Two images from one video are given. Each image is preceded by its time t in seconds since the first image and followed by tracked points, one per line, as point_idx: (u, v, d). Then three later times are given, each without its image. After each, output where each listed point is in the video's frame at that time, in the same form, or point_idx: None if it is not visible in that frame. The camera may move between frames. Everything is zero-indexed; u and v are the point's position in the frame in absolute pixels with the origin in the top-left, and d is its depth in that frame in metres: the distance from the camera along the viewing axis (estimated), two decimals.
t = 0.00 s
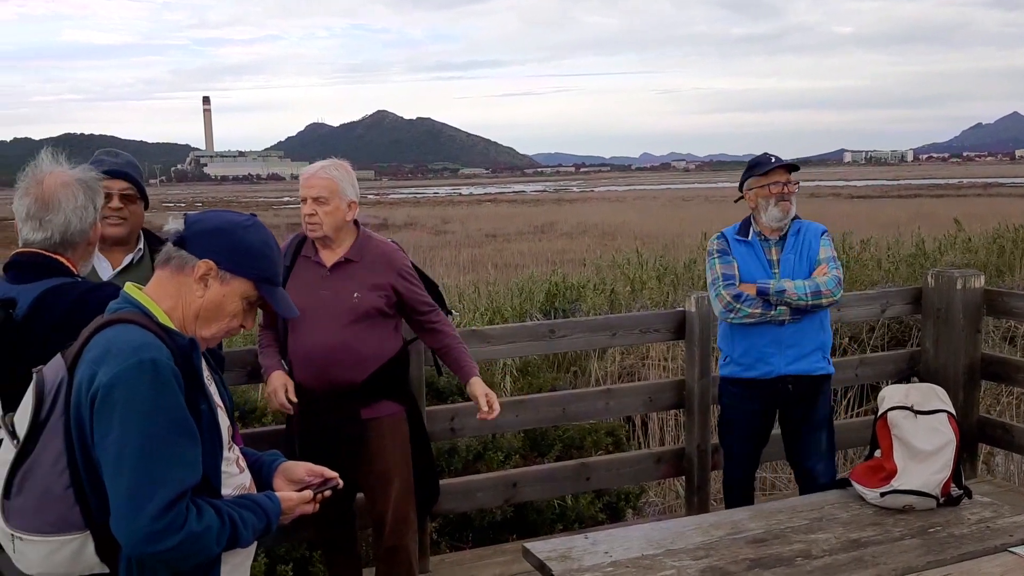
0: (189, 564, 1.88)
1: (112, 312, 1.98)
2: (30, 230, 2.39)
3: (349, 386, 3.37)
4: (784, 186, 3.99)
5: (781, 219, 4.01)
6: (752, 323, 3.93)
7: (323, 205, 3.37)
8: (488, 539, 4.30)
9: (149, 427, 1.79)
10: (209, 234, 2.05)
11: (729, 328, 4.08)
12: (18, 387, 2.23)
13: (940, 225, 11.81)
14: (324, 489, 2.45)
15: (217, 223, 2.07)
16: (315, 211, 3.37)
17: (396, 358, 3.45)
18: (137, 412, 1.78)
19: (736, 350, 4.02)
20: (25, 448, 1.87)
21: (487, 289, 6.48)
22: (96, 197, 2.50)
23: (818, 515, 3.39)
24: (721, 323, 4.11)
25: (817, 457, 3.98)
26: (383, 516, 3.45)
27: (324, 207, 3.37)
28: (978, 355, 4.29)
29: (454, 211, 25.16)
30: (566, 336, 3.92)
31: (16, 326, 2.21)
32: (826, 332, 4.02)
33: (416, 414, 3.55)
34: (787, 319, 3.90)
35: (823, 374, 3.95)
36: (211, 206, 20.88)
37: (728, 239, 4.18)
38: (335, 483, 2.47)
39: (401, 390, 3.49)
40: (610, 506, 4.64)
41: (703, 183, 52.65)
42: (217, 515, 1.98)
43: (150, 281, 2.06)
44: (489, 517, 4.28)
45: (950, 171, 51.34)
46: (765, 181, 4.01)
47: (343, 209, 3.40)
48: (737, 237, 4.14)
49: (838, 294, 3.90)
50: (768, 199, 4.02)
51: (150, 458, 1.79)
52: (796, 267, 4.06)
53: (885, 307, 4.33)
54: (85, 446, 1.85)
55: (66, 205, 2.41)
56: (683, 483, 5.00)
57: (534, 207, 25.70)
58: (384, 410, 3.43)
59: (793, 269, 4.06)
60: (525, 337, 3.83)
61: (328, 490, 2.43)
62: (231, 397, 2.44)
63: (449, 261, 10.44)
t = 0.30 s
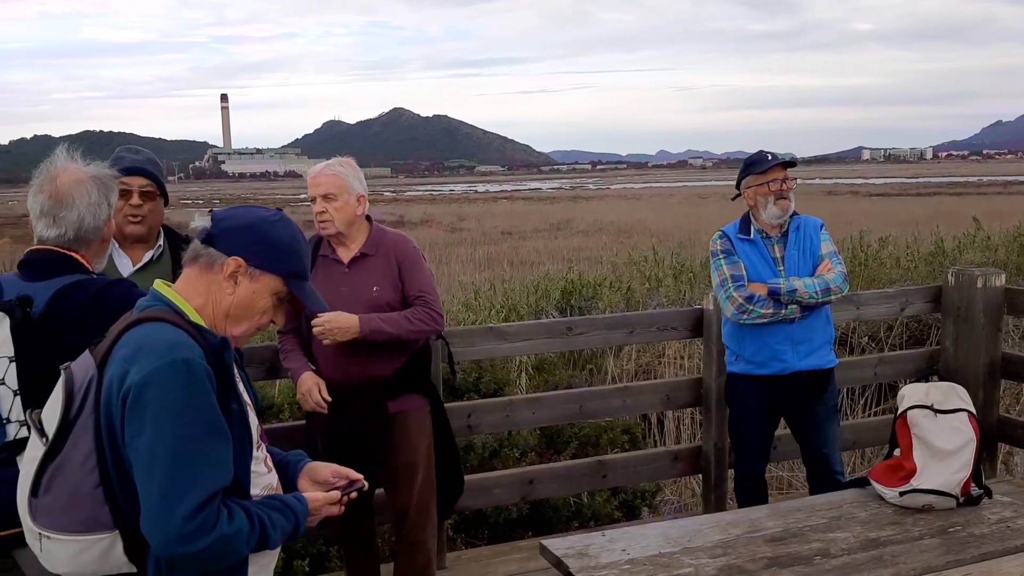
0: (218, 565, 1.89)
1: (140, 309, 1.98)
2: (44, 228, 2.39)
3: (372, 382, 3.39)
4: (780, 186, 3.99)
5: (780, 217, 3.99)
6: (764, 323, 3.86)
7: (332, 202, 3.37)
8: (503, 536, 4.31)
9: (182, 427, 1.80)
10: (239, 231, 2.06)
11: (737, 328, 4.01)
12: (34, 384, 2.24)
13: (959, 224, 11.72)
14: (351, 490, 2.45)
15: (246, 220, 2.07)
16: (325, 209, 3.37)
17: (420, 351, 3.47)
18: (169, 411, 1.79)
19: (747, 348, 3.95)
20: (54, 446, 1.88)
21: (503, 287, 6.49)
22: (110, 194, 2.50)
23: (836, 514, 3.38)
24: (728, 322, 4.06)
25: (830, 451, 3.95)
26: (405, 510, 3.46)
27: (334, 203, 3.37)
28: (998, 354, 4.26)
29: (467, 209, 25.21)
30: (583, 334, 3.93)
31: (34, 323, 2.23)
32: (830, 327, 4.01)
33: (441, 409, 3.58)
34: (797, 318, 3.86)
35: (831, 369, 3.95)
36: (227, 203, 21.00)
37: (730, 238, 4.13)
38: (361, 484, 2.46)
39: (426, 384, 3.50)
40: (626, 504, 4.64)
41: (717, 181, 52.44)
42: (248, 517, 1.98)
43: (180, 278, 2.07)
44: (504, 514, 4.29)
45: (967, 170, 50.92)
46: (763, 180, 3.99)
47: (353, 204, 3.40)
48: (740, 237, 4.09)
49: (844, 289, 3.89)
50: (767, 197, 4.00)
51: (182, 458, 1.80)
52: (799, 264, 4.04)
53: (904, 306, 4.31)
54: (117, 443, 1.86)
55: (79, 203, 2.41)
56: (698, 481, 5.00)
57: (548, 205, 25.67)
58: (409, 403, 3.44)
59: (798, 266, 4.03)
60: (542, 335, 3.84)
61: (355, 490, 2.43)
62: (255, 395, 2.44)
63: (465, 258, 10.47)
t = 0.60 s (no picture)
0: None
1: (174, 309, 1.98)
2: (53, 226, 2.40)
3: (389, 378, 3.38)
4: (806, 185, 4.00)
5: (805, 213, 4.02)
6: (785, 317, 3.90)
7: (342, 198, 3.38)
8: (517, 533, 4.33)
9: (208, 430, 1.78)
10: (263, 227, 2.04)
11: (757, 323, 4.02)
12: (46, 383, 2.26)
13: (976, 223, 11.64)
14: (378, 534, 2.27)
15: (268, 216, 2.06)
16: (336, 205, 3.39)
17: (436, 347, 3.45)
18: (197, 413, 1.77)
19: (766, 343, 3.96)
20: (85, 444, 1.87)
21: (517, 284, 6.50)
22: (119, 191, 2.50)
23: (852, 514, 3.37)
24: (748, 317, 4.09)
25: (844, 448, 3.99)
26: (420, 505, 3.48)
27: (344, 199, 3.38)
28: (1016, 354, 4.24)
29: (480, 206, 25.26)
30: (598, 332, 3.93)
31: (47, 322, 2.26)
32: (850, 323, 4.03)
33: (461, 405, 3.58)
34: (819, 313, 3.90)
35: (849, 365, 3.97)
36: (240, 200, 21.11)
37: (752, 234, 4.18)
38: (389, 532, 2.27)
39: (444, 381, 3.49)
40: (640, 502, 4.65)
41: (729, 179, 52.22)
42: (261, 534, 1.93)
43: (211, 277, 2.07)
44: (518, 512, 4.31)
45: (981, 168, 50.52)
46: (788, 176, 3.99)
47: (363, 200, 3.41)
48: (762, 232, 4.14)
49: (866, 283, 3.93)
50: (791, 193, 4.01)
51: (203, 462, 1.78)
52: (821, 259, 4.06)
53: (921, 305, 4.30)
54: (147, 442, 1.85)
55: (86, 200, 2.41)
56: (713, 480, 5.00)
57: (560, 203, 25.65)
58: (427, 400, 3.45)
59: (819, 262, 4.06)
60: (557, 333, 3.84)
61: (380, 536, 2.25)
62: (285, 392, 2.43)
63: (479, 255, 10.52)
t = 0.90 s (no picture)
0: None
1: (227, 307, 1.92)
2: (74, 225, 2.43)
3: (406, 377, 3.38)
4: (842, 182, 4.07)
5: (842, 210, 4.09)
6: (821, 310, 3.97)
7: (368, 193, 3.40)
8: (534, 530, 4.34)
9: (249, 430, 1.70)
10: (302, 225, 2.00)
11: (792, 316, 4.09)
12: (64, 383, 2.28)
13: (997, 220, 11.54)
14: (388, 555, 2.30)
15: (308, 212, 2.02)
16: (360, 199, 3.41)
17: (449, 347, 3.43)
18: (242, 411, 1.70)
19: (802, 336, 4.03)
20: (129, 437, 1.80)
21: (534, 282, 6.52)
22: (140, 190, 2.52)
23: (871, 513, 3.36)
24: (783, 310, 4.14)
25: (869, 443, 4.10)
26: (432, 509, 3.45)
27: (369, 193, 3.40)
28: None
29: (495, 203, 25.30)
30: (615, 330, 3.94)
31: (65, 321, 2.29)
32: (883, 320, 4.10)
33: (480, 407, 3.46)
34: (854, 307, 3.97)
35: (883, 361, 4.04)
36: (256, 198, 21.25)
37: (788, 227, 4.22)
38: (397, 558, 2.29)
39: (457, 383, 3.42)
40: (657, 501, 4.66)
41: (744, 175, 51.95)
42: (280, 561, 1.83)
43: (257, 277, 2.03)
44: (536, 510, 4.32)
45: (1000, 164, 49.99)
46: (826, 172, 4.07)
47: (388, 196, 3.42)
48: (799, 227, 4.20)
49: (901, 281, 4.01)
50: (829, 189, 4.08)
51: (239, 463, 1.70)
52: (856, 255, 4.15)
53: (941, 303, 4.32)
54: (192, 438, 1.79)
55: (106, 200, 2.43)
56: (731, 479, 4.99)
57: (575, 200, 25.62)
58: (433, 400, 3.39)
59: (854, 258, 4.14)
60: (574, 331, 3.85)
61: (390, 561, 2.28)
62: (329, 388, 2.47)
63: (495, 253, 10.56)
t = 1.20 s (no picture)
0: None
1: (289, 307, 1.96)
2: (93, 224, 2.45)
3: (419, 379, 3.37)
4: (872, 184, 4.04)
5: (862, 216, 4.11)
6: (847, 309, 3.96)
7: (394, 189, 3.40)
8: (547, 529, 4.35)
9: (311, 417, 1.73)
10: (355, 227, 2.01)
11: (816, 312, 4.08)
12: (80, 381, 2.29)
13: (1013, 219, 11.45)
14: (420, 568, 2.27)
15: (359, 213, 2.03)
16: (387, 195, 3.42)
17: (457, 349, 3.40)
18: (307, 397, 1.73)
19: (825, 333, 4.02)
20: (198, 432, 1.82)
21: (547, 281, 6.53)
22: (157, 189, 2.52)
23: (887, 512, 3.35)
24: (807, 306, 4.13)
25: (888, 441, 4.09)
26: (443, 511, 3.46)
27: (396, 189, 3.40)
28: None
29: (506, 202, 25.35)
30: (629, 329, 3.94)
31: (82, 319, 2.30)
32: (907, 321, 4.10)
33: (496, 409, 3.43)
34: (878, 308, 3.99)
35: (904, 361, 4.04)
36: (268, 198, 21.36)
37: (818, 224, 4.22)
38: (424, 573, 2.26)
39: (470, 386, 3.40)
40: (671, 500, 4.67)
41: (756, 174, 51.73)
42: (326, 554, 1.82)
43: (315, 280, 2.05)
44: (550, 508, 4.33)
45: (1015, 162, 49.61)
46: (856, 179, 4.05)
47: (415, 194, 3.41)
48: (827, 223, 4.20)
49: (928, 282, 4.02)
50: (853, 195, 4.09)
51: (299, 447, 1.72)
52: (885, 254, 4.15)
53: (957, 302, 4.31)
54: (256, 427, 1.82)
55: (123, 200, 2.44)
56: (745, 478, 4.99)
57: (587, 199, 25.59)
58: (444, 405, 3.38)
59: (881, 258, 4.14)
60: (588, 330, 3.85)
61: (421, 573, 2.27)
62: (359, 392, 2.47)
63: (508, 252, 10.60)
